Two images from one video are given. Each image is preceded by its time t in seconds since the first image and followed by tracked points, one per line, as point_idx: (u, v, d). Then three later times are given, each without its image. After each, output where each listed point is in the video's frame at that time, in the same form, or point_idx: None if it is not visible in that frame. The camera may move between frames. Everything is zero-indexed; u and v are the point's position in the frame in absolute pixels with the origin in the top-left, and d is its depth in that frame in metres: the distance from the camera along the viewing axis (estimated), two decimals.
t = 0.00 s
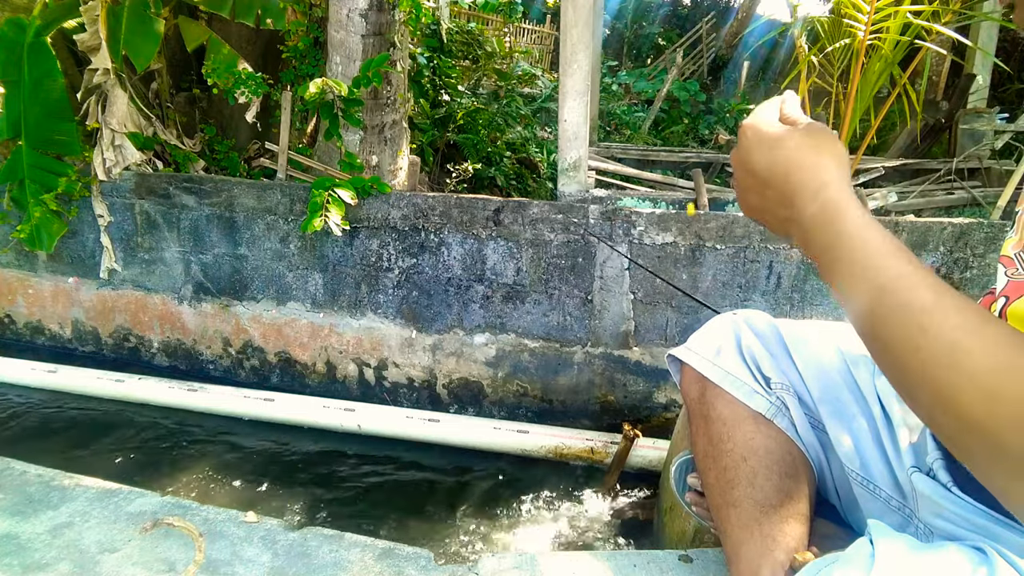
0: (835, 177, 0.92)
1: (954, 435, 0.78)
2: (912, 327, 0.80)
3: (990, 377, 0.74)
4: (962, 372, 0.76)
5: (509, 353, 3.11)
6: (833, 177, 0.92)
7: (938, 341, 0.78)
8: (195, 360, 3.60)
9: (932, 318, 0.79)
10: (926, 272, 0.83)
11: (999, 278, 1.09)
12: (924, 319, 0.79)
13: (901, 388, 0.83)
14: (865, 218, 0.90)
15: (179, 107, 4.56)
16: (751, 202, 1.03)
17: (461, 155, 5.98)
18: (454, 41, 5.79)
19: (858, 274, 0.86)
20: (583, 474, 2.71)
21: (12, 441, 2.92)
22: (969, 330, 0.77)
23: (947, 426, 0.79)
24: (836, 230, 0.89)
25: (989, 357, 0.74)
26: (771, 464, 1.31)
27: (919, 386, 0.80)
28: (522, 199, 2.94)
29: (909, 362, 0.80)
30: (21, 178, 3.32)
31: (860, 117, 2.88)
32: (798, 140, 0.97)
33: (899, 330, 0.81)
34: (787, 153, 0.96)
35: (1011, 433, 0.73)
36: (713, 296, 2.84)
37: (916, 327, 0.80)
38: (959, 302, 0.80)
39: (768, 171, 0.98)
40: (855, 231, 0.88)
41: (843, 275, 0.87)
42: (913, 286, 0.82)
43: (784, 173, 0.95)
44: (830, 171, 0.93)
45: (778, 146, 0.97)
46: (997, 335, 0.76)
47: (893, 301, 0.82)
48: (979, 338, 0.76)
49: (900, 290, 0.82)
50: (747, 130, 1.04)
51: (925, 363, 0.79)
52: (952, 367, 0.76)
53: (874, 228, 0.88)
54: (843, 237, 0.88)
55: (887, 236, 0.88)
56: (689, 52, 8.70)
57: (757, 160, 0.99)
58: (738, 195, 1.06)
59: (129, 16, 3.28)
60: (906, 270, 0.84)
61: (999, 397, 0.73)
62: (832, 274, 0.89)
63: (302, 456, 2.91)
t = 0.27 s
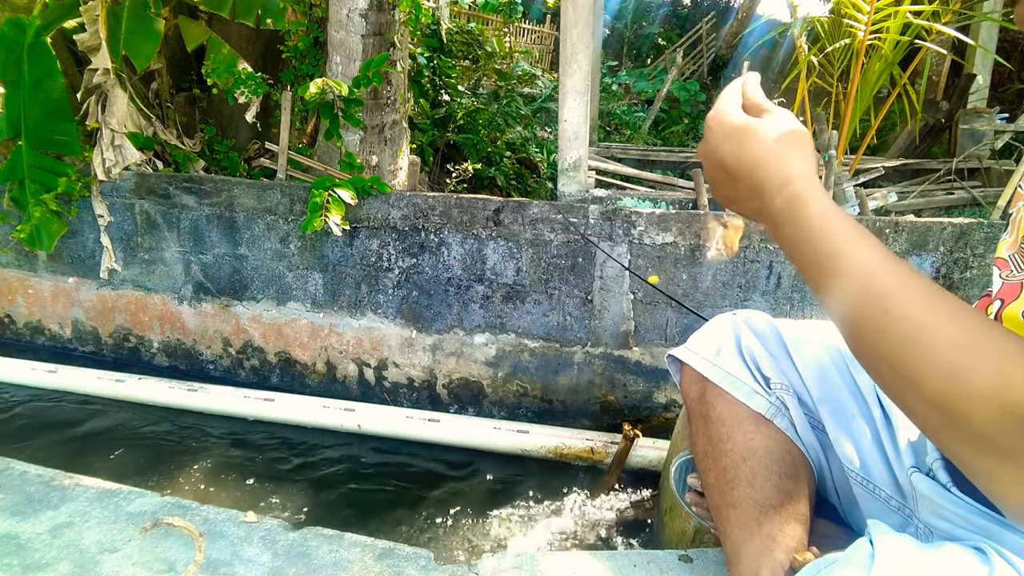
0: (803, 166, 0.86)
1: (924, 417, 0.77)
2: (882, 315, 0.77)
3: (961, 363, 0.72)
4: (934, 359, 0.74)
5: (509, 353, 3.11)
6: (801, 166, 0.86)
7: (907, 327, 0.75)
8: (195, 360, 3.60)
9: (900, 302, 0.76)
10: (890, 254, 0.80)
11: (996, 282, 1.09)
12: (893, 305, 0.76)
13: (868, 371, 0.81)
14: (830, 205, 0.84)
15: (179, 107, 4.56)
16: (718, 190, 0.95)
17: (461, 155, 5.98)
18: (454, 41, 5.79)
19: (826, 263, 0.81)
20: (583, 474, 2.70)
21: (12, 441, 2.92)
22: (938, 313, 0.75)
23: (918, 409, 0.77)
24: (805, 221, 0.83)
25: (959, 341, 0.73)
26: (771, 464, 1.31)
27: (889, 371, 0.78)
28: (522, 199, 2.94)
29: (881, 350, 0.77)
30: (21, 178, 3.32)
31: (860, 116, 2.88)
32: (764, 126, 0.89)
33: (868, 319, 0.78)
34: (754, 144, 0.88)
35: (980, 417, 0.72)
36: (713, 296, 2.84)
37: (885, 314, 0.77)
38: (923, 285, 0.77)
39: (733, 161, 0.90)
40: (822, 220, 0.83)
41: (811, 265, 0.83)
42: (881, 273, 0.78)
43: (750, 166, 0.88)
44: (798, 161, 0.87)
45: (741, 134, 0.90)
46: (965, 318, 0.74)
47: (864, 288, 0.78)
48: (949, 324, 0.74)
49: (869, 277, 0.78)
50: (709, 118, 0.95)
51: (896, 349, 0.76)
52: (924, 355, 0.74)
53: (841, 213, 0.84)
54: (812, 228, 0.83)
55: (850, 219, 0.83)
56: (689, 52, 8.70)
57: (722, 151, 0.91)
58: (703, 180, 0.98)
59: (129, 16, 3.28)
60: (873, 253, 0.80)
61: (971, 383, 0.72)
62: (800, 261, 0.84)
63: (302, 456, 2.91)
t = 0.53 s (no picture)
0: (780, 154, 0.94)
1: (892, 394, 0.81)
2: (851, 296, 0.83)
3: (924, 342, 0.77)
4: (899, 338, 0.79)
5: (509, 353, 3.11)
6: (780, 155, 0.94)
7: (877, 309, 0.81)
8: (195, 360, 3.60)
9: (871, 286, 0.82)
10: (869, 242, 0.86)
11: (997, 280, 1.08)
12: (864, 287, 0.82)
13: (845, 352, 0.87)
14: (807, 193, 0.91)
15: (179, 107, 4.57)
16: (706, 175, 1.05)
17: (461, 155, 5.98)
18: (454, 41, 5.80)
19: (800, 247, 0.88)
20: (583, 474, 2.71)
21: (12, 441, 2.92)
22: (907, 296, 0.80)
23: (889, 388, 0.82)
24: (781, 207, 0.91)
25: (924, 322, 0.77)
26: (771, 464, 1.31)
27: (861, 351, 0.83)
28: (522, 199, 2.94)
29: (852, 329, 0.83)
30: (21, 178, 3.33)
31: (860, 116, 2.88)
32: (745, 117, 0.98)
33: (840, 301, 0.84)
34: (736, 133, 0.97)
35: (943, 396, 0.76)
36: (713, 296, 2.84)
37: (856, 296, 0.82)
38: (896, 270, 0.82)
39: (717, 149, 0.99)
40: (798, 206, 0.90)
41: (788, 249, 0.90)
42: (852, 257, 0.84)
43: (732, 153, 0.97)
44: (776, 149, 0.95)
45: (724, 123, 0.98)
46: (932, 303, 0.78)
47: (836, 271, 0.84)
48: (917, 306, 0.79)
49: (841, 261, 0.85)
50: (694, 104, 1.04)
51: (866, 329, 0.81)
52: (890, 335, 0.79)
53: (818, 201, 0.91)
54: (788, 213, 0.90)
55: (829, 207, 0.90)
56: (689, 52, 8.71)
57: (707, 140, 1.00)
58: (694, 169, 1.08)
59: (129, 16, 3.28)
60: (847, 240, 0.86)
61: (932, 361, 0.76)
62: (779, 246, 0.92)
63: (302, 456, 2.91)
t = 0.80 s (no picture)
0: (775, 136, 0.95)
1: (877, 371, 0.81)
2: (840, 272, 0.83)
3: (911, 317, 0.77)
4: (887, 313, 0.78)
5: (509, 353, 3.11)
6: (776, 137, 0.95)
7: (866, 291, 0.80)
8: (195, 361, 3.60)
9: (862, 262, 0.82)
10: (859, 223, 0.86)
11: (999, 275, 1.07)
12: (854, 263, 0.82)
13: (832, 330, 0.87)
14: (801, 175, 0.91)
15: (179, 107, 4.57)
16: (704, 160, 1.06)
17: (461, 154, 5.98)
18: (454, 41, 5.80)
19: (791, 224, 0.88)
20: (583, 474, 2.70)
21: (12, 441, 2.92)
22: (898, 273, 0.80)
23: (874, 365, 0.81)
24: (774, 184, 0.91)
25: (912, 298, 0.77)
26: (771, 464, 1.31)
27: (848, 328, 0.83)
28: (522, 199, 2.94)
29: (838, 305, 0.83)
30: (21, 178, 3.33)
31: (860, 116, 2.88)
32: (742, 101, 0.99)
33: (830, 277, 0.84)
34: (731, 116, 0.98)
35: (929, 372, 0.75)
36: (713, 296, 2.84)
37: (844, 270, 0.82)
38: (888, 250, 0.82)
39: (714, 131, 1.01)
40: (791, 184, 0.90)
41: (781, 232, 0.90)
42: (844, 234, 0.84)
43: (726, 135, 0.98)
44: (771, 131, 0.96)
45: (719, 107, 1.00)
46: (919, 283, 0.78)
47: (827, 247, 0.85)
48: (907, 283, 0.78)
49: (833, 237, 0.85)
50: (694, 90, 1.05)
51: (854, 305, 0.81)
52: (879, 315, 0.79)
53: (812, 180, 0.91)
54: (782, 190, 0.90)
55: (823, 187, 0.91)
56: (689, 52, 8.71)
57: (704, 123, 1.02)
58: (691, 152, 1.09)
59: (129, 16, 3.28)
60: (840, 218, 0.86)
61: (918, 337, 0.76)
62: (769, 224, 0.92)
63: (302, 457, 2.91)
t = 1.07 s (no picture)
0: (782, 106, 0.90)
1: (885, 345, 0.78)
2: (849, 243, 0.79)
3: (925, 288, 0.74)
4: (900, 284, 0.76)
5: (509, 353, 3.11)
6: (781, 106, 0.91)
7: (879, 264, 0.77)
8: (195, 361, 3.60)
9: (871, 233, 0.78)
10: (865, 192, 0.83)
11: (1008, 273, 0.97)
12: (863, 234, 0.79)
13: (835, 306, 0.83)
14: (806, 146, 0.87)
15: (179, 107, 4.57)
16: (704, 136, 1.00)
17: (461, 154, 5.98)
18: (454, 41, 5.80)
19: (799, 196, 0.84)
20: (583, 474, 2.70)
21: (12, 441, 2.92)
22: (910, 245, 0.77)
23: (882, 339, 0.79)
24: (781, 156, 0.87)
25: (924, 270, 0.75)
26: (771, 464, 1.31)
27: (853, 303, 0.79)
28: (522, 199, 2.94)
29: (847, 283, 0.79)
30: (21, 178, 3.33)
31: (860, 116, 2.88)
32: (742, 69, 0.95)
33: (840, 250, 0.80)
34: (735, 85, 0.94)
35: (945, 344, 0.73)
36: (713, 296, 2.84)
37: (853, 242, 0.79)
38: (896, 222, 0.79)
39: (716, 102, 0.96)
40: (798, 155, 0.86)
41: (788, 207, 0.85)
42: (853, 204, 0.81)
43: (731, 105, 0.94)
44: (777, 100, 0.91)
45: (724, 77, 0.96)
46: (930, 253, 0.76)
47: (835, 219, 0.81)
48: (918, 255, 0.76)
49: (841, 209, 0.81)
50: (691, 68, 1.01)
51: (863, 277, 0.78)
52: (893, 289, 0.76)
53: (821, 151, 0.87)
54: (787, 162, 0.86)
55: (830, 157, 0.86)
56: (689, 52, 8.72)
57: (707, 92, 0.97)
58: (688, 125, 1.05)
59: (129, 16, 3.28)
60: (845, 188, 0.82)
61: (934, 308, 0.74)
62: (774, 196, 0.88)
63: (302, 457, 2.91)
